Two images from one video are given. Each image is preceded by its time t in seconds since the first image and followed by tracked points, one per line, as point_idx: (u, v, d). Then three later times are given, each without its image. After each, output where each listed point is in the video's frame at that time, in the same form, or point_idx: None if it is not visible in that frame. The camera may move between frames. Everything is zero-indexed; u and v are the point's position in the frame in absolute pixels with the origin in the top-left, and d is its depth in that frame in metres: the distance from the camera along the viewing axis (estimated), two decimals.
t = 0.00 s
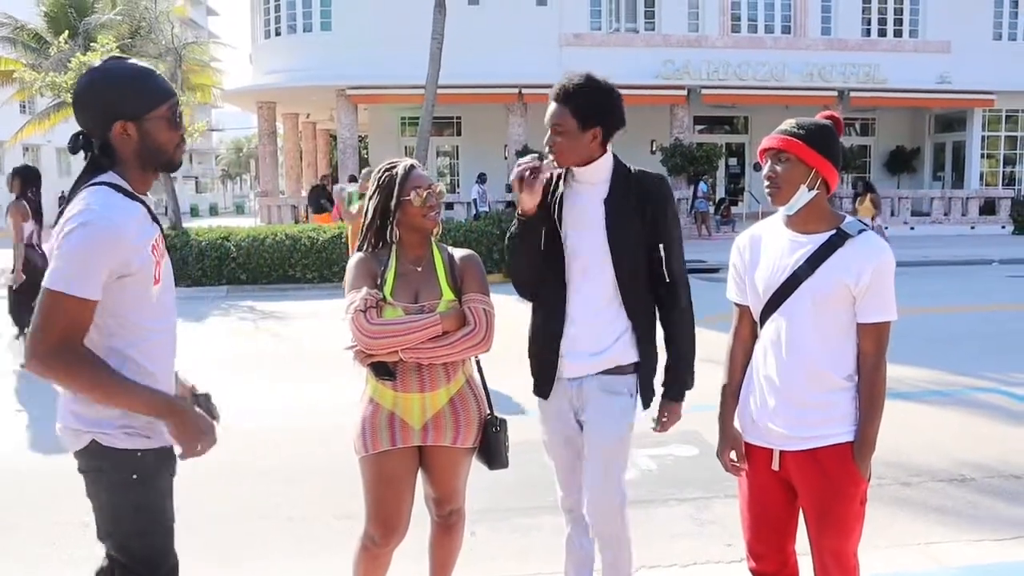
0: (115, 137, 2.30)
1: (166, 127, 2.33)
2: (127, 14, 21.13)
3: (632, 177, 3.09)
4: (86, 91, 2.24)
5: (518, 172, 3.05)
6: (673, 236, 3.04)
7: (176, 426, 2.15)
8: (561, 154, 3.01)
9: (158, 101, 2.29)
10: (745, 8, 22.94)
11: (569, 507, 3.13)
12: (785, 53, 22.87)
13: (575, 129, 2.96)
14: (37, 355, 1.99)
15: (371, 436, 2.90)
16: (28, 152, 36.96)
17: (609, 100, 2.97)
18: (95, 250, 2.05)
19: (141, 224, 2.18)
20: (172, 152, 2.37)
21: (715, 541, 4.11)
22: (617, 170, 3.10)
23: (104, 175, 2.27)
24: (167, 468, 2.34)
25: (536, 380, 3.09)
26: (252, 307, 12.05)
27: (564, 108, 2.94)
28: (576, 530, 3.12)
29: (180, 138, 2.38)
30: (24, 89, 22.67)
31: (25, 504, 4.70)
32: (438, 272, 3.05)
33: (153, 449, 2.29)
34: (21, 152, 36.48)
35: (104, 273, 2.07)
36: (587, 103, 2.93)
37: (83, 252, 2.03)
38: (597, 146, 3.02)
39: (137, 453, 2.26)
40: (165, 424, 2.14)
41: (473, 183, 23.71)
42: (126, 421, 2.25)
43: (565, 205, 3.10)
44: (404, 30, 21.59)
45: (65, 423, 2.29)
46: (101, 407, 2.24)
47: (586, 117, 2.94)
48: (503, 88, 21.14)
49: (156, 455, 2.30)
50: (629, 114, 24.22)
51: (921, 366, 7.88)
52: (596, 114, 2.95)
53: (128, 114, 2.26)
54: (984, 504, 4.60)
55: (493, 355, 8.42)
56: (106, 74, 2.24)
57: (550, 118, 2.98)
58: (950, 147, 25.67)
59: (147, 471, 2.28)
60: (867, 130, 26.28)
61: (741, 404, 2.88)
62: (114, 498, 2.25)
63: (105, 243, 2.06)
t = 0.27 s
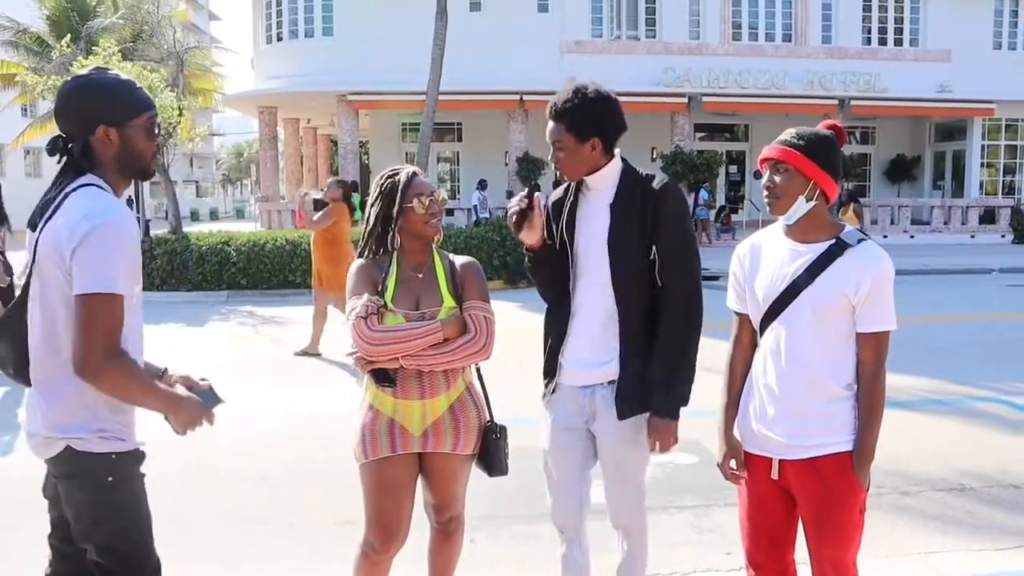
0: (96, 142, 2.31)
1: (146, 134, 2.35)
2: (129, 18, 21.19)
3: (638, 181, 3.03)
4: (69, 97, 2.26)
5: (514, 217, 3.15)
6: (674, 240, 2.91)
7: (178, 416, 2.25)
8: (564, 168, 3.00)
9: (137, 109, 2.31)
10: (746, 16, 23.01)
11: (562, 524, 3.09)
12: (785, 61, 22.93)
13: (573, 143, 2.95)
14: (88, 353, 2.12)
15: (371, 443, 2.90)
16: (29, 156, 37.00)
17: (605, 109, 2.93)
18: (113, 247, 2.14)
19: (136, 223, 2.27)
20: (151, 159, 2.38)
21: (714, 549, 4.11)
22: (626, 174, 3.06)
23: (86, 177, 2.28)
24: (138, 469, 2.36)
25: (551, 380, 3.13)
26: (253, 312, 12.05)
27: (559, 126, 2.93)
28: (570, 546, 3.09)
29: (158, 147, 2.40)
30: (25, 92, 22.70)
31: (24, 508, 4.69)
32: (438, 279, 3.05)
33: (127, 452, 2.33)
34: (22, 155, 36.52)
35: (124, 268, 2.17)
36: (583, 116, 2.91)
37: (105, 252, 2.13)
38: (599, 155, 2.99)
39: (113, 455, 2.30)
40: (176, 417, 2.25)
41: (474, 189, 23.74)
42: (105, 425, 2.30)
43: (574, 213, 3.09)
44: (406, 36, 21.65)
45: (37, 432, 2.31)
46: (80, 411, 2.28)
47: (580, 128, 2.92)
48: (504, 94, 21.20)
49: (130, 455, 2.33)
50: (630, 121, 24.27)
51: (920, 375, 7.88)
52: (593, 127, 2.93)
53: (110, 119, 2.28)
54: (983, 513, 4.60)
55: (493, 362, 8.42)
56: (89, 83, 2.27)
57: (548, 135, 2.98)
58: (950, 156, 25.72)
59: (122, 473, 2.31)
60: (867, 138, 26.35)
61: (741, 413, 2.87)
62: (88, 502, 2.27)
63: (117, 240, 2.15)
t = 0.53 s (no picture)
0: (90, 155, 2.32)
1: (140, 149, 2.37)
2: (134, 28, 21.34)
3: (646, 190, 3.04)
4: (64, 110, 2.28)
5: (525, 237, 3.11)
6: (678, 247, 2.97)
7: (149, 455, 2.26)
8: (577, 190, 3.00)
9: (130, 124, 2.32)
10: (748, 27, 23.12)
11: (570, 536, 3.05)
12: (787, 72, 23.00)
13: (584, 167, 2.95)
14: (83, 367, 2.14)
15: (375, 453, 2.91)
16: (33, 166, 37.15)
17: (608, 125, 2.93)
18: (102, 265, 2.15)
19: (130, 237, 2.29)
20: (145, 172, 2.40)
21: (718, 560, 4.11)
22: (635, 186, 3.06)
23: (80, 189, 2.29)
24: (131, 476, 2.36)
25: (564, 390, 3.14)
26: (256, 322, 12.08)
27: (567, 149, 2.93)
28: (576, 559, 3.04)
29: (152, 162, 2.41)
30: (30, 102, 22.82)
31: (25, 516, 4.69)
32: (442, 291, 3.06)
33: (118, 458, 2.33)
34: (26, 165, 36.68)
35: (114, 285, 2.17)
36: (590, 137, 2.91)
37: (96, 270, 2.14)
38: (610, 174, 3.00)
39: (103, 462, 2.30)
40: (145, 450, 2.25)
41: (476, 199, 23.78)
42: (95, 433, 2.30)
43: (583, 226, 3.10)
44: (409, 47, 21.75)
45: (26, 441, 2.32)
46: (68, 419, 2.29)
47: (589, 153, 2.92)
48: (507, 104, 21.27)
49: (121, 462, 2.33)
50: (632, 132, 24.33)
51: (923, 385, 7.88)
52: (603, 148, 2.93)
53: (104, 133, 2.30)
54: (987, 524, 4.59)
55: (495, 372, 8.43)
56: (82, 97, 2.29)
57: (555, 160, 2.98)
58: (952, 166, 25.75)
59: (112, 479, 2.30)
60: (869, 148, 26.41)
61: (743, 425, 2.88)
62: (80, 507, 2.27)
63: (107, 256, 2.16)
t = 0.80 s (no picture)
0: (93, 164, 2.34)
1: (143, 157, 2.38)
2: (141, 34, 21.52)
3: (650, 199, 3.06)
4: (69, 117, 2.30)
5: (530, 253, 3.09)
6: (685, 259, 2.96)
7: (158, 475, 2.26)
8: (582, 199, 3.01)
9: (135, 132, 2.33)
10: (752, 33, 23.16)
11: (574, 541, 3.05)
12: (791, 78, 23.01)
13: (588, 175, 2.95)
14: (84, 371, 2.15)
15: (380, 458, 2.91)
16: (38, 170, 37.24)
17: (612, 134, 2.94)
18: (102, 271, 2.16)
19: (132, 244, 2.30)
20: (148, 181, 2.41)
21: (722, 566, 4.10)
22: (639, 193, 3.08)
23: (84, 196, 2.31)
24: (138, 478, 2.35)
25: (565, 396, 3.14)
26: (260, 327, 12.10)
27: (571, 159, 2.94)
28: (579, 563, 3.04)
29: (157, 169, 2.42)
30: (36, 107, 22.90)
31: (29, 520, 4.69)
32: (447, 297, 3.07)
33: (124, 461, 2.32)
34: (31, 170, 36.80)
35: (113, 293, 2.18)
36: (593, 144, 2.92)
37: (94, 277, 2.15)
38: (615, 182, 3.01)
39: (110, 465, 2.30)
40: (150, 468, 2.25)
41: (480, 205, 23.81)
42: (99, 436, 2.30)
43: (587, 233, 3.11)
44: (414, 53, 21.81)
45: (33, 442, 2.34)
46: (75, 420, 2.30)
47: (594, 162, 2.93)
48: (511, 110, 21.30)
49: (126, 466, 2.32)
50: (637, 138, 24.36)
51: (927, 392, 7.86)
52: (608, 157, 2.94)
53: (107, 141, 2.31)
54: (991, 531, 4.58)
55: (499, 377, 8.43)
56: (89, 104, 2.30)
57: (559, 169, 2.99)
58: (957, 172, 25.73)
59: (117, 482, 2.30)
60: (873, 155, 26.40)
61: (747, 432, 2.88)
62: (85, 509, 2.29)
63: (108, 262, 2.17)
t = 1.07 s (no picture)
0: (99, 169, 2.35)
1: (150, 163, 2.38)
2: (146, 38, 21.47)
3: (651, 203, 3.06)
4: (77, 122, 2.31)
5: (524, 254, 3.14)
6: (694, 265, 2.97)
7: (171, 483, 2.24)
8: (582, 201, 3.00)
9: (141, 137, 2.34)
10: (756, 38, 23.19)
11: (575, 546, 3.05)
12: (795, 83, 23.01)
13: (588, 178, 2.95)
14: (90, 377, 2.16)
15: (383, 462, 2.92)
16: (43, 174, 37.34)
17: (612, 136, 2.95)
18: (106, 278, 2.15)
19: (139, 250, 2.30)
20: (155, 187, 2.41)
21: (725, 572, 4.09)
22: (639, 198, 3.09)
23: (93, 202, 2.32)
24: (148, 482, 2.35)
25: (565, 400, 3.14)
26: (264, 330, 12.11)
27: (571, 161, 2.94)
28: (581, 567, 3.04)
29: (164, 175, 2.43)
30: (41, 110, 22.98)
31: (30, 522, 4.69)
32: (449, 300, 3.08)
33: (135, 465, 2.32)
34: (36, 173, 36.90)
35: (118, 299, 2.18)
36: (592, 148, 2.92)
37: (96, 283, 2.14)
38: (614, 185, 3.01)
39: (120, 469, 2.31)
40: (162, 478, 2.24)
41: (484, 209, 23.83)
42: (110, 440, 2.30)
43: (588, 237, 3.11)
44: (418, 57, 21.86)
45: (47, 443, 2.35)
46: (85, 423, 2.30)
47: (594, 165, 2.93)
48: (515, 114, 21.33)
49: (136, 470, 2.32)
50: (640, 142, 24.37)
51: (930, 398, 7.85)
52: (607, 160, 2.95)
53: (113, 147, 2.32)
54: (994, 537, 4.57)
55: (503, 381, 8.43)
56: (96, 109, 2.31)
57: (559, 171, 2.99)
58: (961, 178, 25.70)
59: (127, 487, 2.31)
60: (877, 160, 26.40)
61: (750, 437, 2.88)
62: (95, 514, 2.29)
63: (111, 269, 2.16)
